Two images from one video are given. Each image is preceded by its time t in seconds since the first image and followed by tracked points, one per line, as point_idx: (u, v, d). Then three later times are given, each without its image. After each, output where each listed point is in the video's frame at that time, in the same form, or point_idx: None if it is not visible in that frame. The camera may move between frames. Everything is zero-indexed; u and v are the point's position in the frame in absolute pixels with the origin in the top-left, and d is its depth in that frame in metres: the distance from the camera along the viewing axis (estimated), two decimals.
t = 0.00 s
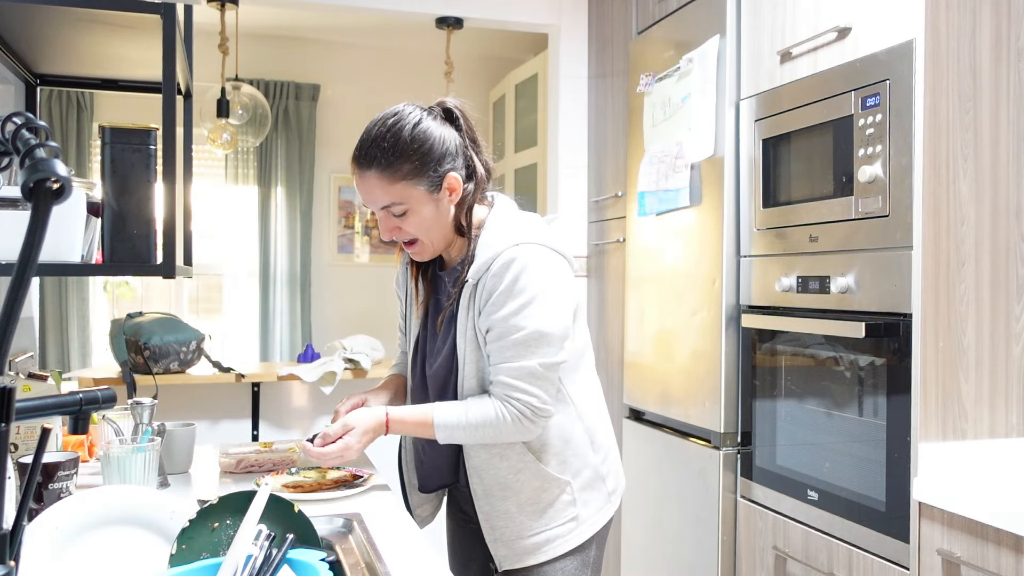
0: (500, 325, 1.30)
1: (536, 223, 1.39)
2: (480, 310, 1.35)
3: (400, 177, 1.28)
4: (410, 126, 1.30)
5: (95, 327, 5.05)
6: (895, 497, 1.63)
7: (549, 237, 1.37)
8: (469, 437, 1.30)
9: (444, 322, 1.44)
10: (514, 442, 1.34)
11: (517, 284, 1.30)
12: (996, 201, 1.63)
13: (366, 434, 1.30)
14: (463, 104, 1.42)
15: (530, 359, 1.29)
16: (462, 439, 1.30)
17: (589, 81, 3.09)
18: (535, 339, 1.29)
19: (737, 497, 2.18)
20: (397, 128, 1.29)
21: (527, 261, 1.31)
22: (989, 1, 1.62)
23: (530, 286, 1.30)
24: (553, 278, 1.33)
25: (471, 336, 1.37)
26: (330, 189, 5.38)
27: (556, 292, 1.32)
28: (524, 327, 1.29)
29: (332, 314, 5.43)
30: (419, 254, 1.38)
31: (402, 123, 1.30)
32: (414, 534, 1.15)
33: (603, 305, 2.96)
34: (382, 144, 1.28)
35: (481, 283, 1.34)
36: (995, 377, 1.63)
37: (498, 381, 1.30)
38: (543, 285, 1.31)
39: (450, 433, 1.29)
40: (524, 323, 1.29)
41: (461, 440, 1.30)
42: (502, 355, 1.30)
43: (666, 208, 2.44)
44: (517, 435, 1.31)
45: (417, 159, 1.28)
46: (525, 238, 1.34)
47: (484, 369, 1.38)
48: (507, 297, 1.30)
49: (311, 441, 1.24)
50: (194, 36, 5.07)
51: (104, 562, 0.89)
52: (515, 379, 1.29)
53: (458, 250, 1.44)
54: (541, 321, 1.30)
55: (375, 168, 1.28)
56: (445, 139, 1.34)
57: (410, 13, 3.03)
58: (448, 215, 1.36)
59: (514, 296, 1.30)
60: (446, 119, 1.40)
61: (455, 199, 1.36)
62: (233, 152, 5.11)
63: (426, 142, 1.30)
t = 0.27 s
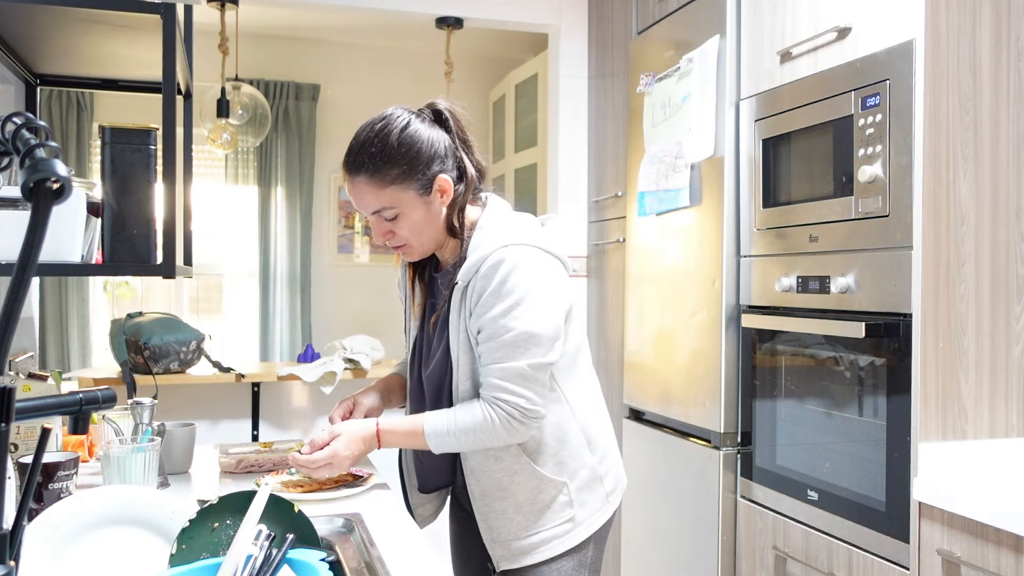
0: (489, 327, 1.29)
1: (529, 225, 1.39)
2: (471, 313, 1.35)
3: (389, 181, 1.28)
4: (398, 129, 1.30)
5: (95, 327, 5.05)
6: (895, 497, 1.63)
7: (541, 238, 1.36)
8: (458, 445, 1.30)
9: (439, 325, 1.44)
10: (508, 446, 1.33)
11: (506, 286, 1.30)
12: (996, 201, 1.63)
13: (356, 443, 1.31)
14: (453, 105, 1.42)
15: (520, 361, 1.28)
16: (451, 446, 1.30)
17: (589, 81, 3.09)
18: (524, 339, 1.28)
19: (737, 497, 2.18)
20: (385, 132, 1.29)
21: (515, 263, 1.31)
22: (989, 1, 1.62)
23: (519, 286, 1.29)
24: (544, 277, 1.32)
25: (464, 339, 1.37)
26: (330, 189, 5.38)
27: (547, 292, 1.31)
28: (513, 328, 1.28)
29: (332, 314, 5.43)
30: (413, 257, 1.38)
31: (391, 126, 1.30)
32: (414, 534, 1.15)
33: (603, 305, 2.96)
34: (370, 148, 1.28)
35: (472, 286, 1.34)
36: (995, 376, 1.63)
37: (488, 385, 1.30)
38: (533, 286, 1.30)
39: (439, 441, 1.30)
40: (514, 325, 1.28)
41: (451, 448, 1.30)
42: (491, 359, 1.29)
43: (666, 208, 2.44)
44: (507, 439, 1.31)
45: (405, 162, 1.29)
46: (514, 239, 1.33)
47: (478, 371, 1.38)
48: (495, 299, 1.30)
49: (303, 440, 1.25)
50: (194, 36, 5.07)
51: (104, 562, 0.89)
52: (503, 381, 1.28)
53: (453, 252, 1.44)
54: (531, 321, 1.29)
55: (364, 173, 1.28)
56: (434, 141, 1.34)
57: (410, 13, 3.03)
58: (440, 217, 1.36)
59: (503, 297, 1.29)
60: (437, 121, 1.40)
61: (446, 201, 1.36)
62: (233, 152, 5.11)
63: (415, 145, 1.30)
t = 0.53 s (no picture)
0: (496, 329, 1.29)
1: (522, 225, 1.39)
2: (471, 316, 1.35)
3: (384, 182, 1.28)
4: (391, 130, 1.30)
5: (95, 327, 5.05)
6: (895, 497, 1.63)
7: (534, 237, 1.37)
8: (489, 441, 1.29)
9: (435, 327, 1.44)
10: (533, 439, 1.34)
11: (506, 287, 1.30)
12: (996, 201, 1.63)
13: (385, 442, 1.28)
14: (444, 106, 1.42)
15: (534, 357, 1.28)
16: (483, 443, 1.29)
17: (589, 81, 3.09)
18: (535, 336, 1.28)
19: (737, 497, 2.18)
20: (379, 134, 1.29)
21: (513, 263, 1.31)
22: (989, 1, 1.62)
23: (519, 285, 1.30)
24: (540, 276, 1.32)
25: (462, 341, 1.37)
26: (330, 189, 5.38)
27: (547, 289, 1.32)
28: (521, 327, 1.28)
29: (332, 314, 5.43)
30: (407, 258, 1.38)
31: (383, 128, 1.30)
32: (414, 534, 1.15)
33: (603, 305, 2.96)
34: (365, 150, 1.28)
35: (470, 289, 1.34)
36: (995, 376, 1.63)
37: (508, 384, 1.30)
38: (534, 284, 1.30)
39: (469, 438, 1.29)
40: (521, 324, 1.28)
41: (483, 444, 1.29)
42: (503, 359, 1.30)
43: (666, 208, 2.44)
44: (537, 433, 1.31)
45: (399, 163, 1.29)
46: (508, 239, 1.34)
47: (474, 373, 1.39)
48: (498, 300, 1.30)
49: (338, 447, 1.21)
50: (194, 36, 5.07)
51: (104, 562, 0.89)
52: (523, 378, 1.29)
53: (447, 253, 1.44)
54: (538, 318, 1.29)
55: (359, 175, 1.28)
56: (426, 141, 1.34)
57: (410, 13, 3.03)
58: (433, 217, 1.36)
59: (505, 298, 1.29)
60: (428, 122, 1.40)
61: (440, 201, 1.36)
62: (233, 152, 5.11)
63: (408, 146, 1.30)
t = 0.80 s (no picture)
0: (516, 320, 1.30)
1: (521, 221, 1.40)
2: (480, 310, 1.35)
3: (394, 175, 1.28)
4: (399, 125, 1.30)
5: (95, 327, 5.05)
6: (895, 497, 1.63)
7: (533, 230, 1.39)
8: (530, 423, 1.31)
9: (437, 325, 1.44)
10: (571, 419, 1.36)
11: (518, 279, 1.31)
12: (996, 201, 1.63)
13: (420, 436, 1.31)
14: (444, 103, 1.43)
15: (560, 341, 1.30)
16: (524, 426, 1.32)
17: (589, 81, 3.09)
18: (558, 319, 1.31)
19: (737, 497, 2.18)
20: (387, 128, 1.29)
21: (520, 255, 1.32)
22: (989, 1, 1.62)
23: (530, 276, 1.31)
24: (546, 265, 1.34)
25: (469, 336, 1.37)
26: (330, 189, 5.38)
27: (555, 279, 1.34)
28: (542, 314, 1.30)
29: (332, 314, 5.43)
30: (410, 254, 1.37)
31: (391, 123, 1.30)
32: (415, 534, 1.15)
33: (603, 305, 2.96)
34: (374, 143, 1.28)
35: (477, 284, 1.34)
36: (996, 376, 1.63)
37: (541, 369, 1.31)
38: (543, 274, 1.32)
39: (510, 422, 1.31)
40: (540, 312, 1.30)
41: (524, 426, 1.32)
42: (530, 346, 1.31)
43: (666, 208, 2.44)
44: (576, 413, 1.33)
45: (408, 157, 1.29)
46: (512, 233, 1.35)
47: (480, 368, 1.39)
48: (512, 293, 1.31)
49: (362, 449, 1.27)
50: (194, 36, 5.07)
51: (104, 562, 0.89)
52: (557, 359, 1.30)
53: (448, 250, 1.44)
54: (555, 305, 1.31)
55: (368, 168, 1.27)
56: (432, 137, 1.34)
57: (410, 12, 3.03)
58: (438, 213, 1.36)
59: (519, 290, 1.30)
60: (429, 118, 1.40)
61: (444, 196, 1.36)
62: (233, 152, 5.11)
63: (416, 140, 1.30)
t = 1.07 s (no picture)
0: (517, 323, 1.30)
1: (525, 222, 1.40)
2: (483, 312, 1.35)
3: (402, 176, 1.28)
4: (406, 126, 1.30)
5: (95, 327, 5.05)
6: (895, 496, 1.63)
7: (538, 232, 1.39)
8: (527, 427, 1.31)
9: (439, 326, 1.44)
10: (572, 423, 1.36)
11: (521, 282, 1.31)
12: (996, 201, 1.63)
13: (417, 437, 1.34)
14: (451, 102, 1.43)
15: (561, 345, 1.30)
16: (522, 429, 1.32)
17: (589, 81, 3.09)
18: (560, 324, 1.30)
19: (737, 497, 2.18)
20: (394, 129, 1.29)
21: (524, 258, 1.32)
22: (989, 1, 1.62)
23: (533, 280, 1.31)
24: (549, 269, 1.34)
25: (472, 338, 1.37)
26: (330, 189, 5.38)
27: (558, 283, 1.34)
28: (544, 318, 1.29)
29: (332, 314, 5.43)
30: (416, 255, 1.37)
31: (398, 123, 1.30)
32: (415, 534, 1.15)
33: (603, 305, 2.96)
34: (382, 144, 1.28)
35: (480, 285, 1.34)
36: (995, 376, 1.63)
37: (541, 373, 1.31)
38: (547, 277, 1.32)
39: (508, 425, 1.31)
40: (542, 316, 1.30)
41: (523, 430, 1.32)
42: (530, 350, 1.31)
43: (666, 208, 2.44)
44: (574, 417, 1.33)
45: (416, 158, 1.29)
46: (516, 235, 1.35)
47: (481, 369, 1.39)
48: (515, 295, 1.31)
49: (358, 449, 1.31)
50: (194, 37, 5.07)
51: (104, 562, 0.89)
52: (558, 365, 1.30)
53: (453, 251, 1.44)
54: (557, 309, 1.31)
55: (374, 169, 1.27)
56: (439, 137, 1.34)
57: (410, 12, 3.03)
58: (445, 213, 1.36)
59: (522, 293, 1.30)
60: (436, 117, 1.40)
61: (451, 196, 1.36)
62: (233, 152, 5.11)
63: (424, 141, 1.30)
